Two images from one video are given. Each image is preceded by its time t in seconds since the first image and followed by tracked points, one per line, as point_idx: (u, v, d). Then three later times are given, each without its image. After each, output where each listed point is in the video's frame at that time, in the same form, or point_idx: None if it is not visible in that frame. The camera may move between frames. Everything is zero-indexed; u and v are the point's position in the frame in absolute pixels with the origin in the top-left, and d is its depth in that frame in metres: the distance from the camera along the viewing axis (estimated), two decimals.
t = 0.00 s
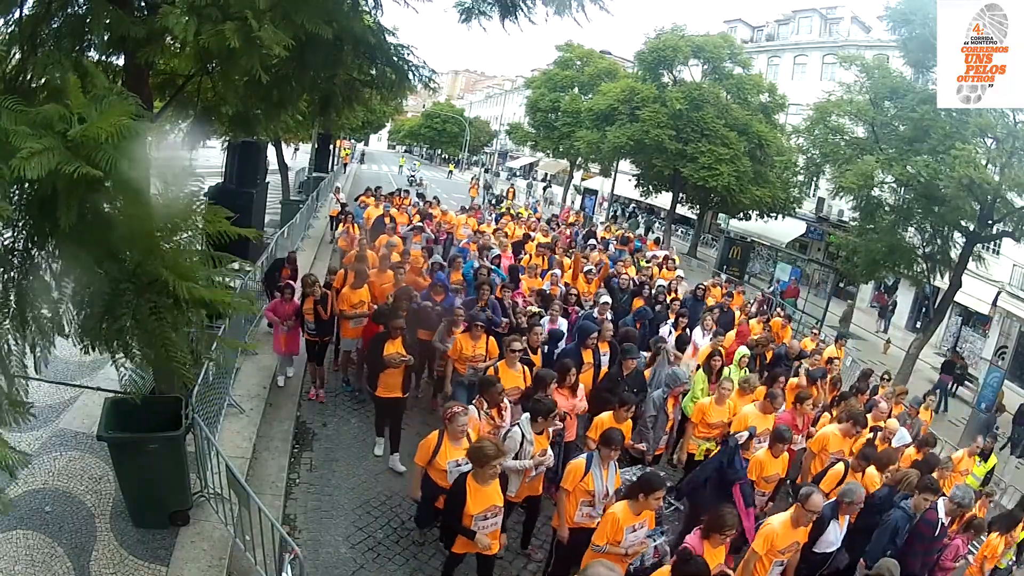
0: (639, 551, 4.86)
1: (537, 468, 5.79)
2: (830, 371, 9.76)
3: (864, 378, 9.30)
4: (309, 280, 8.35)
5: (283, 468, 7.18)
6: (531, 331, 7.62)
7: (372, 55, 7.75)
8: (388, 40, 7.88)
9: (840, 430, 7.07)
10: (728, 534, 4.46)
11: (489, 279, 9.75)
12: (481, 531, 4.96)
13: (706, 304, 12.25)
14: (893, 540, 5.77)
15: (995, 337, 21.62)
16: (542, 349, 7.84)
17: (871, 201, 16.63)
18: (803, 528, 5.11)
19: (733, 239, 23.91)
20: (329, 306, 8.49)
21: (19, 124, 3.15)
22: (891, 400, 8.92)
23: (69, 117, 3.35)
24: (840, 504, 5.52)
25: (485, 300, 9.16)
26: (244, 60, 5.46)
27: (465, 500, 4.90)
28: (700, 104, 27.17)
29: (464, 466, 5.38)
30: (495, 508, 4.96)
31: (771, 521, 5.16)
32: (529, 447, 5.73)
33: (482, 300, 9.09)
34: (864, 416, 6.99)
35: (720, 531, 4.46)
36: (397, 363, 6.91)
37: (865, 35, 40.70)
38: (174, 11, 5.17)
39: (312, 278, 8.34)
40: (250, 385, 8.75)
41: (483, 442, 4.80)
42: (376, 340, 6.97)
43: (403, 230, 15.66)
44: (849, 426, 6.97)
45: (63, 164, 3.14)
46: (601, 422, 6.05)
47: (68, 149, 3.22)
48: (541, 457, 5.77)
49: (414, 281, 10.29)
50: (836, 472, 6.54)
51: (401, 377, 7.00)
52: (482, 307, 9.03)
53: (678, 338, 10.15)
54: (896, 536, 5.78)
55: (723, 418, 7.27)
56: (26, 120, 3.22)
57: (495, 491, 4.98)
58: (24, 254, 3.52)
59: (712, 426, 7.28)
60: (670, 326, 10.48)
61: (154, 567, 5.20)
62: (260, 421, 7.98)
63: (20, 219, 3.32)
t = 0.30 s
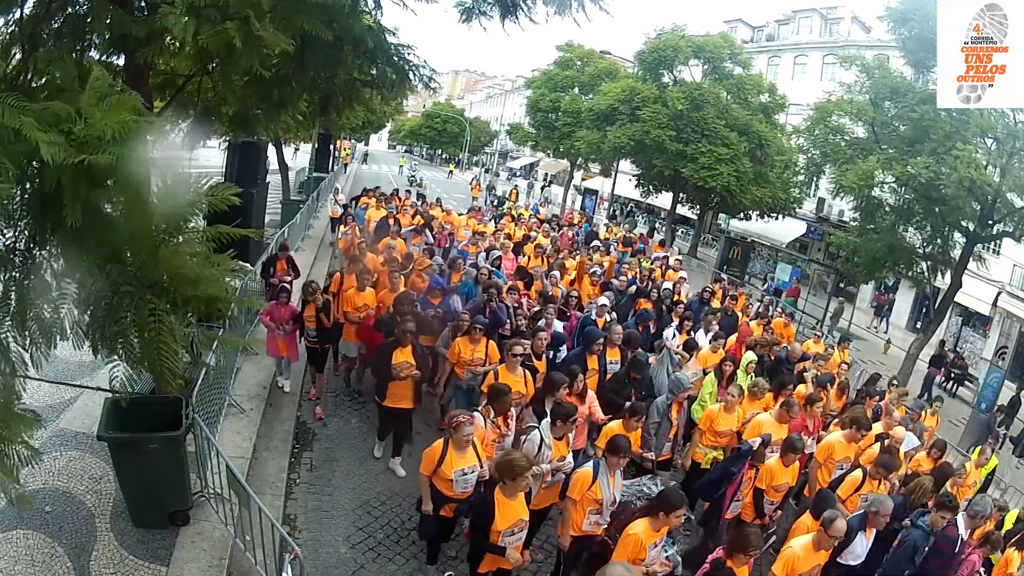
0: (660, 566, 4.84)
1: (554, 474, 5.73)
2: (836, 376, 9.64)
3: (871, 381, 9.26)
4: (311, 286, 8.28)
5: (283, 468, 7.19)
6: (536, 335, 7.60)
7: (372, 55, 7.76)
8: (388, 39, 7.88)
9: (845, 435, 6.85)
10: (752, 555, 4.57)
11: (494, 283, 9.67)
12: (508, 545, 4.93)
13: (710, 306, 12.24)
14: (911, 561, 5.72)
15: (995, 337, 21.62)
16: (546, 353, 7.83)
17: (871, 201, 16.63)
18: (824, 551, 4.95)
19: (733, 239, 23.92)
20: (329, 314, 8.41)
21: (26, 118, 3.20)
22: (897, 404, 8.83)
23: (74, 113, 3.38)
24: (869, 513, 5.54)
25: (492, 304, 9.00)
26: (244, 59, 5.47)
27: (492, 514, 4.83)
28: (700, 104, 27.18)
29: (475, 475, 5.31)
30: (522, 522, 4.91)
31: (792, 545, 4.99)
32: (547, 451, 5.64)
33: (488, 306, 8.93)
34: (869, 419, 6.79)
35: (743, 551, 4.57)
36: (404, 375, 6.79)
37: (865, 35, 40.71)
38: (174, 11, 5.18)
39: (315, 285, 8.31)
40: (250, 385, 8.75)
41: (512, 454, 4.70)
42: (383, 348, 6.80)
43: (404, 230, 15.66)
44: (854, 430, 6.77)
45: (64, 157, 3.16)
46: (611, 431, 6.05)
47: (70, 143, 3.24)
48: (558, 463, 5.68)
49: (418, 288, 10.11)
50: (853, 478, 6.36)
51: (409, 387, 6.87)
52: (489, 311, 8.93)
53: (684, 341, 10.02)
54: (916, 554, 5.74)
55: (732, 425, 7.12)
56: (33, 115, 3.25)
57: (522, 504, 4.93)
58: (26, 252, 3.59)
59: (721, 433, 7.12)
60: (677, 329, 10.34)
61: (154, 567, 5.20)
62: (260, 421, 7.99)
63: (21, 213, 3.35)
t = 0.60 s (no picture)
0: None
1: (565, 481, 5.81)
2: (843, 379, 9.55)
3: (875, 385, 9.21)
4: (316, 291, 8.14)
5: (282, 467, 7.19)
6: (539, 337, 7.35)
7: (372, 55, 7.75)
8: (388, 39, 7.88)
9: (848, 441, 6.55)
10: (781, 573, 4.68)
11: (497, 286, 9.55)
12: (522, 556, 4.80)
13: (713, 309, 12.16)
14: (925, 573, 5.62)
15: (995, 337, 21.64)
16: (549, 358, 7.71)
17: (871, 202, 16.64)
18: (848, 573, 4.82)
19: (733, 240, 23.94)
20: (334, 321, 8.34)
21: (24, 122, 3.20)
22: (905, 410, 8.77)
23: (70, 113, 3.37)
24: (890, 542, 5.26)
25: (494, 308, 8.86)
26: (244, 58, 5.46)
27: (506, 527, 4.72)
28: (700, 104, 27.19)
29: (471, 486, 5.22)
30: (535, 533, 4.78)
31: (817, 565, 4.90)
32: (560, 457, 5.74)
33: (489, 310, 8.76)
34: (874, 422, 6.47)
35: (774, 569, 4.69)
36: (410, 383, 6.55)
37: (865, 35, 40.76)
38: (174, 10, 5.18)
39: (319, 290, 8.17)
40: (251, 385, 8.75)
41: (530, 468, 4.58)
42: (389, 357, 6.68)
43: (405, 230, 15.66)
44: (859, 435, 6.46)
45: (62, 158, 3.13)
46: (616, 441, 5.92)
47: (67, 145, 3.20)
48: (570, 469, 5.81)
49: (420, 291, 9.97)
50: (867, 490, 6.14)
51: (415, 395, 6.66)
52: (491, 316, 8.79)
53: (688, 345, 9.90)
54: (932, 569, 5.65)
55: (738, 435, 6.85)
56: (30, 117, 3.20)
57: (536, 514, 4.82)
58: (22, 258, 3.53)
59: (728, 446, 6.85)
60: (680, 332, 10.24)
61: (154, 567, 5.20)
62: (260, 421, 7.99)
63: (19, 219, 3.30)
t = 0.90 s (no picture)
0: None
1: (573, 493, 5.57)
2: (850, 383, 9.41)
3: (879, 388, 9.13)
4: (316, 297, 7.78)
5: (282, 467, 7.18)
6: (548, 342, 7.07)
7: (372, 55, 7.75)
8: (389, 40, 7.88)
9: (858, 449, 6.48)
10: None
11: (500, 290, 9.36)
12: (533, 573, 4.70)
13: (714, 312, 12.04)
14: None
15: (995, 337, 21.65)
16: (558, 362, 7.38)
17: (871, 202, 16.64)
18: None
19: (733, 239, 23.93)
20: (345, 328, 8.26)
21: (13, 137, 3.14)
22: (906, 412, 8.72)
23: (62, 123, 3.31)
24: (915, 565, 5.15)
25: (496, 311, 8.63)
26: (244, 58, 5.47)
27: (516, 545, 4.59)
28: (700, 104, 27.18)
29: (473, 498, 5.12)
30: (545, 551, 4.69)
31: None
32: (568, 470, 5.43)
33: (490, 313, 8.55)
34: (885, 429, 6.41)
35: None
36: (413, 390, 6.41)
37: (865, 35, 40.79)
38: (174, 9, 5.18)
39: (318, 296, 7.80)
40: (250, 385, 8.74)
41: (534, 484, 4.45)
42: (391, 364, 6.48)
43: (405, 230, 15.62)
44: (870, 443, 6.39)
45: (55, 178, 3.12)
46: (622, 451, 5.87)
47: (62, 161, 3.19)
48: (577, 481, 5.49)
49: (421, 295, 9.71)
50: (882, 508, 5.83)
51: (418, 402, 6.52)
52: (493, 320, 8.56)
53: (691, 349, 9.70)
54: None
55: (750, 445, 6.81)
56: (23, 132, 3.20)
57: (543, 531, 4.71)
58: (21, 261, 3.53)
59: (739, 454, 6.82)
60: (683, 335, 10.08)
61: (154, 567, 5.20)
62: (260, 421, 7.98)
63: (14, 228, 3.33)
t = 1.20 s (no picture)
0: None
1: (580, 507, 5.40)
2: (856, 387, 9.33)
3: (882, 391, 9.07)
4: (314, 307, 7.43)
5: (283, 467, 7.18)
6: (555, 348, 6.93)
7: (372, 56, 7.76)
8: (389, 40, 7.89)
9: (875, 459, 6.43)
10: None
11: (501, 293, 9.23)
12: None
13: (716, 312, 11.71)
14: None
15: (995, 337, 21.66)
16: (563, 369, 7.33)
17: (871, 201, 16.64)
18: None
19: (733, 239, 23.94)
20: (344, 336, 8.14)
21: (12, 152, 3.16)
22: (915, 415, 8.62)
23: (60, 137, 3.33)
24: None
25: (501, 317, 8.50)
26: (245, 58, 5.47)
27: (524, 564, 4.32)
28: (700, 104, 27.18)
29: (492, 510, 4.99)
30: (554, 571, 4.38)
31: None
32: (572, 483, 5.32)
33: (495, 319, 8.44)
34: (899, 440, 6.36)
35: None
36: (415, 398, 6.29)
37: (865, 35, 40.83)
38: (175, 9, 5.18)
39: (317, 305, 7.46)
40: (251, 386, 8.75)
41: (545, 503, 4.24)
42: (391, 371, 6.33)
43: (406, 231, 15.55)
44: (884, 453, 6.34)
45: (55, 195, 3.18)
46: (642, 465, 5.79)
47: (63, 176, 3.23)
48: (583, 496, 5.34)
49: (423, 300, 9.55)
50: (902, 525, 5.76)
51: (420, 410, 6.41)
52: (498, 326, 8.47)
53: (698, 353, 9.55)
54: None
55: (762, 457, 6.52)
56: (25, 146, 3.22)
57: (554, 549, 4.42)
58: (20, 264, 3.49)
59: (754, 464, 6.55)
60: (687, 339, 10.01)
61: (154, 567, 5.20)
62: (260, 421, 7.99)
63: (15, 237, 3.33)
